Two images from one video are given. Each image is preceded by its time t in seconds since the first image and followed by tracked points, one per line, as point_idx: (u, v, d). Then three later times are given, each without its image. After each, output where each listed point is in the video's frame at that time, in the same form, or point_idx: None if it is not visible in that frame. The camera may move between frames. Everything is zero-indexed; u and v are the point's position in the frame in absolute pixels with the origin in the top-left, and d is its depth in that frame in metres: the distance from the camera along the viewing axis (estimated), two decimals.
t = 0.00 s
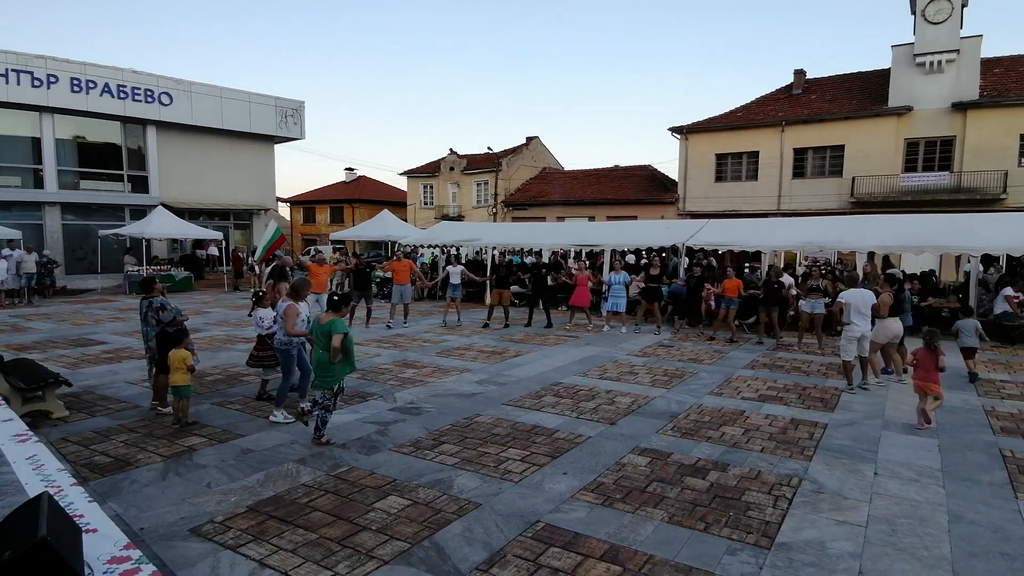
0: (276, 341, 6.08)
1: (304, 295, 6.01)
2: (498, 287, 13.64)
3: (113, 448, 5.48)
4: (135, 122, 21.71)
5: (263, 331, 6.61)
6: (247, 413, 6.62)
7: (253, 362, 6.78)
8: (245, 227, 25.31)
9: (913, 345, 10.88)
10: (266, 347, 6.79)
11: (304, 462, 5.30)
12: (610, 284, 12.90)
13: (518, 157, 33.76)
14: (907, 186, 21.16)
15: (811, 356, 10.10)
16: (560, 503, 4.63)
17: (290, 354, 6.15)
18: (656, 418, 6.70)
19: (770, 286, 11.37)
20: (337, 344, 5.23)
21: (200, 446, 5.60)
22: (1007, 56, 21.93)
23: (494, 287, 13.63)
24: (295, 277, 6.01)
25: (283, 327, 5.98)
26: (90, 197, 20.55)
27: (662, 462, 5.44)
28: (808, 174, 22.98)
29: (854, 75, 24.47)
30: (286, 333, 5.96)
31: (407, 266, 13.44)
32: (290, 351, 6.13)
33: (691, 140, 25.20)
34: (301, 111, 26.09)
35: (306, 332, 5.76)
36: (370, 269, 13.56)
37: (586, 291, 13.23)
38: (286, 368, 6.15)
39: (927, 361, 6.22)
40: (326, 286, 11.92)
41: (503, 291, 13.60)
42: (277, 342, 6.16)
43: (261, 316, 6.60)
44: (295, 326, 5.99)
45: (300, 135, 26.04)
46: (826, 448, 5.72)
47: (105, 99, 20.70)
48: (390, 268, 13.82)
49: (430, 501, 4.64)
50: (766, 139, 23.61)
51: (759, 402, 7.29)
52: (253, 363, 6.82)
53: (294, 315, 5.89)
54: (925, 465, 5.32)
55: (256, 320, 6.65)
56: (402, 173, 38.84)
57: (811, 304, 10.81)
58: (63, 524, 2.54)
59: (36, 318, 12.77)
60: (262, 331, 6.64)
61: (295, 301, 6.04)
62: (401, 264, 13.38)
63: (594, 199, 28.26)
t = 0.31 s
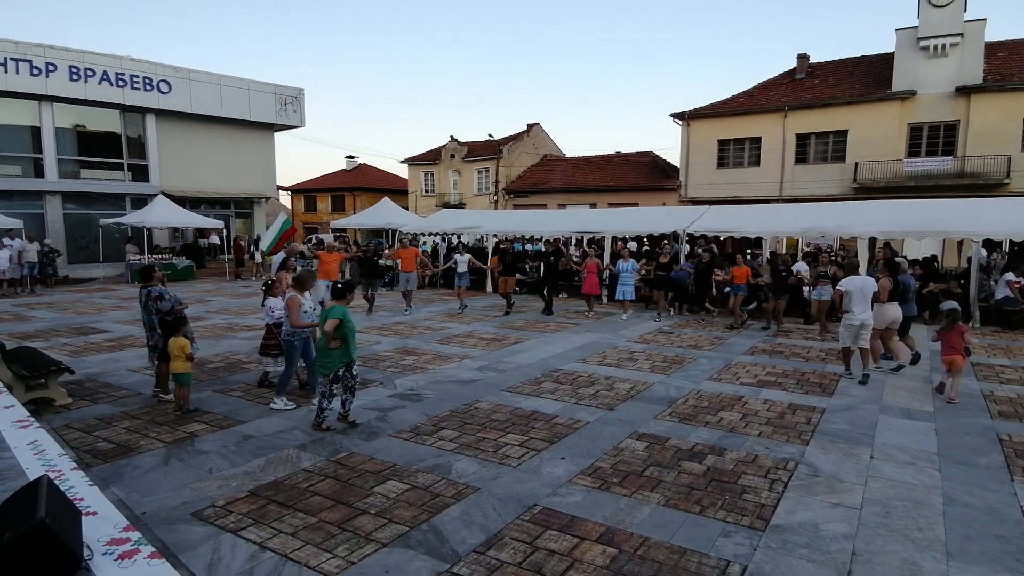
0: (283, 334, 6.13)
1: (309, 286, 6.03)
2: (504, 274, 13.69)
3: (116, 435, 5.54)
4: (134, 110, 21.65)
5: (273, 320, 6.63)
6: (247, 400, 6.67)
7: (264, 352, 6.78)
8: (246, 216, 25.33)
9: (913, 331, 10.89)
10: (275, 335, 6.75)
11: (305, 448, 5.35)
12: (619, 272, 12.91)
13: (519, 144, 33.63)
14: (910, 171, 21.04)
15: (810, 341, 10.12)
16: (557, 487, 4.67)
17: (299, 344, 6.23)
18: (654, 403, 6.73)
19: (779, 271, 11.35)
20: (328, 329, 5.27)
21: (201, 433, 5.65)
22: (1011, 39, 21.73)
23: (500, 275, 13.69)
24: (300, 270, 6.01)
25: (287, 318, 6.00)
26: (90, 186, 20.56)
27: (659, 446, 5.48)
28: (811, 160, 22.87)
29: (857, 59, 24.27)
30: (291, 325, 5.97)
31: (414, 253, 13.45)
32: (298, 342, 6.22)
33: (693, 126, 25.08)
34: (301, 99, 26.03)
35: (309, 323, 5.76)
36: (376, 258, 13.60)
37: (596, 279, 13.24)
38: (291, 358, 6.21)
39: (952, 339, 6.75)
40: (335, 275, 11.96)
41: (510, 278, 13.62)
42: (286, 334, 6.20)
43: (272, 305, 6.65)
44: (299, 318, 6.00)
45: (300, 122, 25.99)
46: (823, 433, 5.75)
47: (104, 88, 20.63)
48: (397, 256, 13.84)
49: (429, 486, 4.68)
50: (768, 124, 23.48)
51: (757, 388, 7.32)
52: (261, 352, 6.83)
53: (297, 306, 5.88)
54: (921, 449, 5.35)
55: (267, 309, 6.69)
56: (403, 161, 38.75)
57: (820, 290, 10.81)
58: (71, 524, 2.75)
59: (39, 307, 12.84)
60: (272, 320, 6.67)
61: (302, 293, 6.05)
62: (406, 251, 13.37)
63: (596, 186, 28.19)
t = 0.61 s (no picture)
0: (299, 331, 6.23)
1: (317, 280, 6.01)
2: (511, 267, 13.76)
3: (113, 427, 5.56)
4: (132, 103, 21.62)
5: (288, 311, 6.60)
6: (244, 393, 6.70)
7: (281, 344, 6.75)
8: (245, 210, 25.30)
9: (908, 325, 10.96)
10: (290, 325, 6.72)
11: (300, 440, 5.37)
12: (625, 266, 12.91)
13: (518, 138, 33.59)
14: (909, 165, 21.01)
15: (807, 335, 10.14)
16: (552, 478, 4.70)
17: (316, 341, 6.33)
18: (650, 396, 6.76)
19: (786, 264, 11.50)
20: (339, 324, 5.26)
21: (197, 425, 5.67)
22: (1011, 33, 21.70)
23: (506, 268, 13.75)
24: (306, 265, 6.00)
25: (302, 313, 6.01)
26: (88, 180, 20.55)
27: (653, 439, 5.50)
28: (810, 153, 22.84)
29: (857, 52, 24.23)
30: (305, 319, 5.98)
31: (419, 247, 13.45)
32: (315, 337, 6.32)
33: (692, 120, 25.02)
34: (299, 92, 26.00)
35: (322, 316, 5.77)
36: (380, 251, 13.59)
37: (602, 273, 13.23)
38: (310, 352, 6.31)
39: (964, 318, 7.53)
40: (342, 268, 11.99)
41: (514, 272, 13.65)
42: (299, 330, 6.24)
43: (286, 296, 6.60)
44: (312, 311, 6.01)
45: (298, 116, 25.99)
46: (817, 425, 5.77)
47: (101, 81, 20.59)
48: (401, 250, 13.85)
49: (423, 477, 4.71)
50: (767, 118, 23.44)
51: (752, 381, 7.35)
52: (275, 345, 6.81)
53: (309, 301, 5.89)
54: (914, 441, 5.38)
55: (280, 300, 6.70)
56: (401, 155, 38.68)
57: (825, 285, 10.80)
58: (66, 510, 3.16)
59: (37, 301, 12.85)
60: (287, 312, 6.65)
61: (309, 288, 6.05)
62: (410, 245, 13.35)
63: (595, 180, 28.15)
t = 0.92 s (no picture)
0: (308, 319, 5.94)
1: (331, 272, 5.90)
2: (516, 263, 13.82)
3: (111, 423, 5.59)
4: (130, 99, 21.59)
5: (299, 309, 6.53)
6: (242, 389, 6.73)
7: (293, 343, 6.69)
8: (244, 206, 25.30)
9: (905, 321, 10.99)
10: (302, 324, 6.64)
11: (297, 435, 5.40)
12: (632, 261, 12.94)
13: (517, 134, 33.57)
14: (908, 161, 20.99)
15: (804, 331, 10.17)
16: (547, 473, 4.73)
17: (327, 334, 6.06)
18: (646, 391, 6.79)
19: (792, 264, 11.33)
20: (363, 320, 5.23)
21: (195, 421, 5.69)
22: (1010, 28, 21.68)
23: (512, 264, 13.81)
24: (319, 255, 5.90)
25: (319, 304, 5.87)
26: (86, 177, 20.55)
27: (649, 434, 5.52)
28: (809, 149, 22.84)
29: (856, 47, 24.20)
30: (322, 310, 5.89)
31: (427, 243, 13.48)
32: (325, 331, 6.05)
33: (692, 115, 25.00)
34: (297, 88, 26.02)
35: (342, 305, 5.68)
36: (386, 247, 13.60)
37: (608, 269, 13.25)
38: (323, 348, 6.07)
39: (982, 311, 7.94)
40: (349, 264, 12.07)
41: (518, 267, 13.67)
42: (308, 321, 6.03)
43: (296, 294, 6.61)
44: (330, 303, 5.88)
45: (296, 112, 26.03)
46: (812, 420, 5.80)
47: (99, 77, 20.57)
48: (408, 246, 13.86)
49: (419, 472, 4.73)
50: (766, 113, 23.43)
51: (748, 376, 7.38)
52: (291, 344, 6.73)
53: (327, 291, 5.78)
54: (908, 435, 5.41)
55: (291, 298, 6.60)
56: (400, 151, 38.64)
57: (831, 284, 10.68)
58: (63, 503, 3.20)
59: (36, 297, 12.86)
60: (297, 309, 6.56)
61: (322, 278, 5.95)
62: (416, 241, 13.30)
63: (594, 176, 28.16)
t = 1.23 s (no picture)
0: (315, 327, 5.83)
1: (337, 275, 5.90)
2: (522, 262, 13.89)
3: (108, 422, 5.60)
4: (126, 98, 21.55)
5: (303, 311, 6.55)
6: (239, 388, 6.74)
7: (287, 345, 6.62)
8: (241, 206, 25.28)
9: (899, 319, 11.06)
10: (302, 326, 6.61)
11: (294, 434, 5.42)
12: (638, 260, 12.94)
13: (514, 133, 33.58)
14: (903, 160, 21.05)
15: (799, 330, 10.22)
16: (543, 471, 4.75)
17: (337, 339, 5.93)
18: (641, 390, 6.82)
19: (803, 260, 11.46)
20: (385, 322, 5.08)
21: (192, 420, 5.71)
22: (1006, 27, 21.77)
23: (517, 263, 13.89)
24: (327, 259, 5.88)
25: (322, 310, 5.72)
26: (83, 176, 20.52)
27: (644, 432, 5.56)
28: (806, 148, 22.88)
29: (852, 47, 24.26)
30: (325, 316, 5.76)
31: (432, 241, 13.53)
32: (336, 336, 5.92)
33: (689, 114, 25.03)
34: (294, 87, 26.01)
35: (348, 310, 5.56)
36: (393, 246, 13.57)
37: (614, 268, 13.23)
38: (331, 353, 5.95)
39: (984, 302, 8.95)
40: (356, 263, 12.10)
41: (526, 266, 13.77)
42: (313, 330, 5.84)
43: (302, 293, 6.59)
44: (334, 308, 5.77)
45: (294, 111, 26.02)
46: (806, 418, 5.84)
47: (95, 75, 20.53)
48: (413, 244, 13.88)
49: (415, 471, 4.76)
50: (762, 112, 23.48)
51: (743, 375, 7.42)
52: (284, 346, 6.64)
53: (334, 296, 5.68)
54: (900, 433, 5.44)
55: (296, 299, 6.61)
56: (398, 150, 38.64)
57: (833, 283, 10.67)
58: (60, 501, 3.22)
59: (32, 297, 12.83)
60: (299, 310, 6.57)
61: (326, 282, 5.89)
62: (424, 240, 13.41)
63: (591, 175, 28.19)
